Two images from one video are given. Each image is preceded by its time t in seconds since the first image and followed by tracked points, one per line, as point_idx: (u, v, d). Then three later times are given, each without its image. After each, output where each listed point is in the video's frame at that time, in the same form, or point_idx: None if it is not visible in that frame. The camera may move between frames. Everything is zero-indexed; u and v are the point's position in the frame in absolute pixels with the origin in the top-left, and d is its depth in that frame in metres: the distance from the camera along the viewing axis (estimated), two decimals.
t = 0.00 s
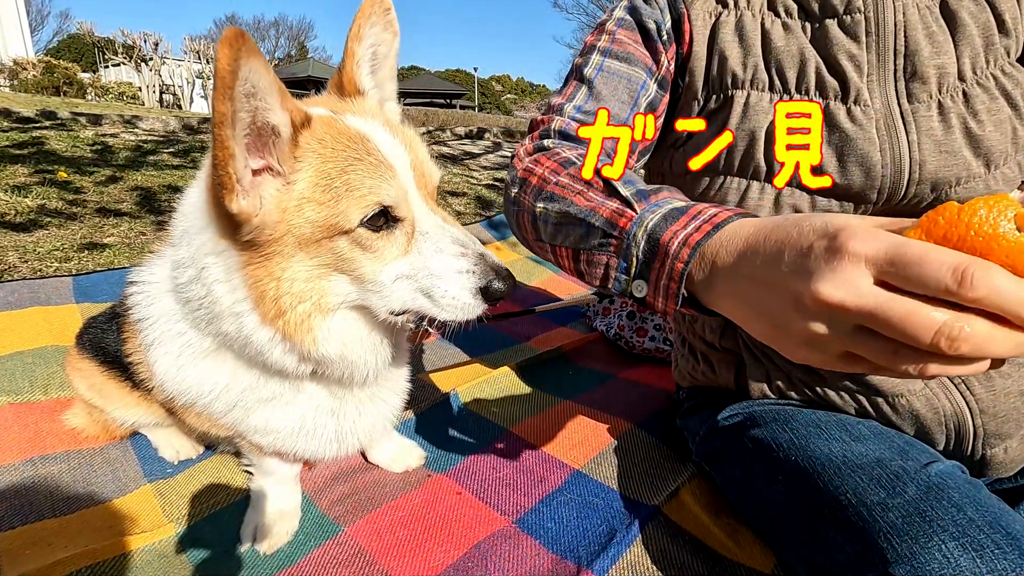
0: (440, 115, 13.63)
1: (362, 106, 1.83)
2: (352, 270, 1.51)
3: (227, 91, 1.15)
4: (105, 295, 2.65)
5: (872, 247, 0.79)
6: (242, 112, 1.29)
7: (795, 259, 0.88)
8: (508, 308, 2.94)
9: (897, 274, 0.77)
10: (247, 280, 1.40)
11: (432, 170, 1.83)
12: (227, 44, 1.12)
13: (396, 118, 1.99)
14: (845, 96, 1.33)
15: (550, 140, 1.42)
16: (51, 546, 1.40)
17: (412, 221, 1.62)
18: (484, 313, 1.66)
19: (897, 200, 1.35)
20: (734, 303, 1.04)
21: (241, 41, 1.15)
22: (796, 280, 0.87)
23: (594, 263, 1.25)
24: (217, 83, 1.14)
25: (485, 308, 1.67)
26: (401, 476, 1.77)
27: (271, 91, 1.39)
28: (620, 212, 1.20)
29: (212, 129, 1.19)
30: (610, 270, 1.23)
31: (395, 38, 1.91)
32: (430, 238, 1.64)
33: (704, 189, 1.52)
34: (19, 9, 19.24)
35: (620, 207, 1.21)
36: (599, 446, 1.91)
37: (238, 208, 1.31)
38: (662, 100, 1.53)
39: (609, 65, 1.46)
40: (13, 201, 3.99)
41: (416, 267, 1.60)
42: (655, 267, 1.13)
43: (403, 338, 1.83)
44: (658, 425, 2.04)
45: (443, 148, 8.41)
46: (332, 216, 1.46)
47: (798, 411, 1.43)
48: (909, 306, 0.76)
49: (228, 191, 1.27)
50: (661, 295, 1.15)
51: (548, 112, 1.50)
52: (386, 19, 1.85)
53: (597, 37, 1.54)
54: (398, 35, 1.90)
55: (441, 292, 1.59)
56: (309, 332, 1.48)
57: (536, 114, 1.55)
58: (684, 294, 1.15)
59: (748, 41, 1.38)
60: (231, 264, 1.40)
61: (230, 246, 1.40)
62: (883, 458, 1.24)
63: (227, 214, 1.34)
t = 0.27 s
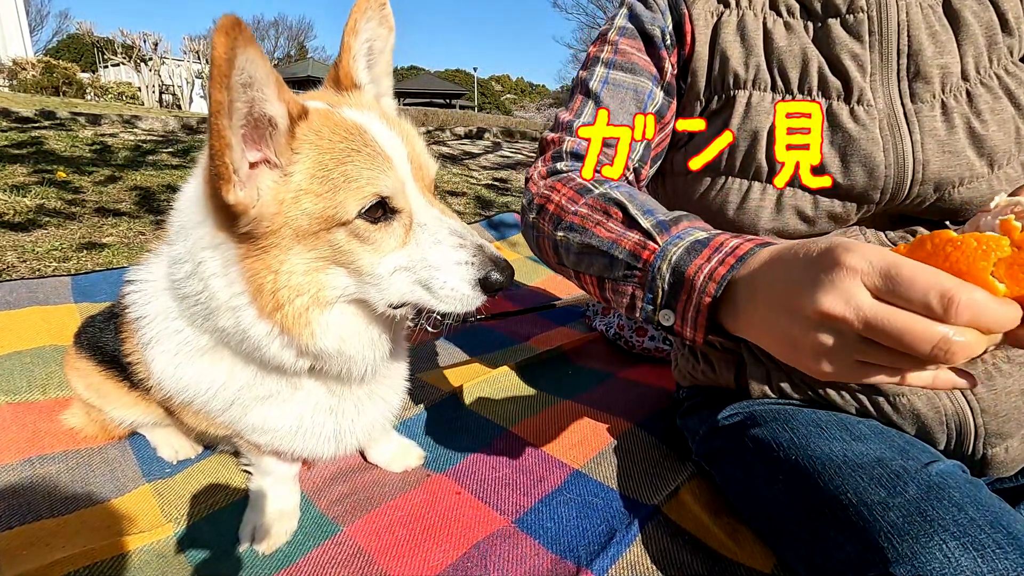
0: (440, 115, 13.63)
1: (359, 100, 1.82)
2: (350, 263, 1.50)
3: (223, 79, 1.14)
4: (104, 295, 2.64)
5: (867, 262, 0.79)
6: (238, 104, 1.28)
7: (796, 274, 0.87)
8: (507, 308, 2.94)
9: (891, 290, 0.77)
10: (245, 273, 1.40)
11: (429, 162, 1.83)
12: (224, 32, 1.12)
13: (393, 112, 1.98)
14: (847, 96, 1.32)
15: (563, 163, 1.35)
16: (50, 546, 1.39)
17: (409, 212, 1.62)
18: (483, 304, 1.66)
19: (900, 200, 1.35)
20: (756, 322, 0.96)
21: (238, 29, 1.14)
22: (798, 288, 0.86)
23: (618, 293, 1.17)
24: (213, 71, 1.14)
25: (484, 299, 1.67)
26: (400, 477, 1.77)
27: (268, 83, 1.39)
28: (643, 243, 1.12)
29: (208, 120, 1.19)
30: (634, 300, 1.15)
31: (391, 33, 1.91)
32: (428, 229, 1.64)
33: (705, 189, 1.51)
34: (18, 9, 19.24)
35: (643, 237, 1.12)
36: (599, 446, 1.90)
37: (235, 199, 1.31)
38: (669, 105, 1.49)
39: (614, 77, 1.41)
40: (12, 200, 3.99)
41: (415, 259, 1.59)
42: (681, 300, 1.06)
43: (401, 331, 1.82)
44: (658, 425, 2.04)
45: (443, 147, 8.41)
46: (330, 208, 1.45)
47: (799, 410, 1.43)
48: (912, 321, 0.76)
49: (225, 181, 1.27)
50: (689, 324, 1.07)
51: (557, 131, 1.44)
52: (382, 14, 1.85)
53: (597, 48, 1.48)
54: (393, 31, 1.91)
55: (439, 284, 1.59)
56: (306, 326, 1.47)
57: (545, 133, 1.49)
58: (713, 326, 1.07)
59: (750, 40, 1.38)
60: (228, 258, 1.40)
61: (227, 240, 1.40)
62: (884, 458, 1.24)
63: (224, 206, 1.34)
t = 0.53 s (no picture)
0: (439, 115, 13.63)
1: (358, 98, 1.82)
2: (350, 262, 1.50)
3: (224, 78, 1.14)
4: (103, 295, 2.64)
5: (872, 251, 0.71)
6: (238, 102, 1.28)
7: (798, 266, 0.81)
8: (507, 308, 2.94)
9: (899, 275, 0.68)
10: (245, 273, 1.40)
11: (428, 161, 1.82)
12: (225, 30, 1.11)
13: (393, 111, 1.98)
14: (846, 97, 1.32)
15: (559, 161, 1.35)
16: (48, 546, 1.39)
17: (409, 211, 1.62)
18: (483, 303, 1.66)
19: (898, 200, 1.34)
20: (745, 313, 0.92)
21: (238, 28, 1.13)
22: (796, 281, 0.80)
23: (610, 285, 1.15)
24: (213, 69, 1.13)
25: (485, 297, 1.67)
26: (399, 477, 1.77)
27: (268, 80, 1.38)
28: (633, 232, 1.10)
29: (208, 118, 1.18)
30: (625, 291, 1.13)
31: (391, 32, 1.91)
32: (428, 228, 1.64)
33: (704, 189, 1.51)
34: (17, 9, 19.23)
35: (634, 226, 1.11)
36: (598, 446, 1.90)
37: (235, 198, 1.31)
38: (668, 105, 1.49)
39: (612, 77, 1.42)
40: (11, 200, 3.99)
41: (414, 257, 1.59)
42: (669, 287, 1.03)
43: (401, 330, 1.83)
44: (657, 425, 2.04)
45: (442, 147, 8.41)
46: (329, 207, 1.45)
47: (798, 410, 1.43)
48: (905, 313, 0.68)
49: (225, 179, 1.27)
50: (678, 312, 1.04)
51: (555, 132, 1.44)
52: (381, 13, 1.85)
53: (596, 49, 1.49)
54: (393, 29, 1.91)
55: (439, 283, 1.59)
56: (306, 325, 1.47)
57: (543, 135, 1.48)
58: (702, 313, 1.03)
59: (749, 40, 1.38)
60: (228, 256, 1.40)
61: (227, 238, 1.40)
62: (883, 458, 1.24)
63: (224, 204, 1.34)
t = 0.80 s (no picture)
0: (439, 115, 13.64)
1: (356, 99, 1.83)
2: (347, 263, 1.51)
3: (218, 80, 1.14)
4: (104, 296, 2.65)
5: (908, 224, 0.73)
6: (234, 104, 1.29)
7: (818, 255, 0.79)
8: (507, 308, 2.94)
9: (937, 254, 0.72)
10: (243, 274, 1.40)
11: (425, 163, 1.82)
12: (218, 33, 1.12)
13: (391, 112, 1.98)
14: (846, 98, 1.33)
15: (565, 159, 1.35)
16: (49, 547, 1.39)
17: (405, 212, 1.62)
18: (479, 305, 1.66)
19: (899, 201, 1.34)
20: (755, 304, 0.90)
21: (232, 30, 1.14)
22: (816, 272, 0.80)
23: (618, 279, 1.12)
24: (208, 72, 1.13)
25: (482, 299, 1.67)
26: (400, 477, 1.77)
27: (263, 82, 1.37)
28: (645, 224, 1.08)
29: (204, 120, 1.19)
30: (633, 284, 1.11)
31: (389, 32, 1.92)
32: (424, 229, 1.64)
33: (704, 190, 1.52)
34: (18, 9, 19.24)
35: (646, 220, 1.09)
36: (598, 447, 1.91)
37: (230, 199, 1.31)
38: (671, 104, 1.49)
39: (615, 76, 1.41)
40: (12, 200, 3.99)
41: (411, 259, 1.59)
42: (681, 278, 1.01)
43: (400, 330, 1.83)
44: (656, 425, 2.04)
45: (442, 147, 8.42)
46: (326, 208, 1.46)
47: (797, 411, 1.43)
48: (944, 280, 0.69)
49: (220, 181, 1.27)
50: (688, 304, 1.02)
51: (559, 129, 1.44)
52: (380, 13, 1.86)
53: (598, 49, 1.49)
54: (390, 29, 1.92)
55: (435, 284, 1.60)
56: (304, 326, 1.47)
57: (548, 133, 1.48)
58: (713, 308, 1.00)
59: (749, 42, 1.38)
60: (226, 258, 1.40)
61: (223, 240, 1.40)
62: (882, 459, 1.24)
63: (219, 206, 1.34)
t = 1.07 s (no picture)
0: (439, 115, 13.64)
1: (356, 100, 1.83)
2: (348, 263, 1.51)
3: (219, 82, 1.14)
4: (104, 296, 2.65)
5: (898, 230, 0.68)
6: (235, 105, 1.29)
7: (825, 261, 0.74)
8: (507, 309, 2.94)
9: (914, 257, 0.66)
10: (243, 274, 1.40)
11: (426, 164, 1.82)
12: (219, 34, 1.12)
13: (391, 113, 1.98)
14: (846, 99, 1.33)
15: (574, 163, 1.32)
16: (49, 548, 1.39)
17: (406, 213, 1.62)
18: (480, 305, 1.66)
19: (898, 202, 1.34)
20: (768, 319, 0.84)
21: (232, 32, 1.14)
22: (808, 274, 0.76)
23: (633, 293, 1.07)
24: (208, 74, 1.12)
25: (482, 299, 1.67)
26: (400, 478, 1.77)
27: (265, 84, 1.37)
28: (660, 238, 1.02)
29: (204, 122, 1.18)
30: (650, 297, 1.05)
31: (388, 33, 1.92)
32: (425, 230, 1.64)
33: (704, 190, 1.52)
34: (18, 9, 19.25)
35: (661, 232, 1.03)
36: (598, 447, 1.91)
37: (231, 201, 1.31)
38: (676, 104, 1.50)
39: (620, 76, 1.40)
40: (12, 200, 4.00)
41: (412, 259, 1.59)
42: (700, 295, 0.94)
43: (401, 331, 1.83)
44: (656, 425, 2.04)
45: (442, 147, 8.42)
46: (327, 210, 1.46)
47: (797, 412, 1.43)
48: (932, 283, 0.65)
49: (220, 182, 1.27)
50: (707, 322, 0.95)
51: (565, 132, 1.42)
52: (379, 14, 1.86)
53: (602, 50, 1.47)
54: (390, 31, 1.91)
55: (436, 284, 1.60)
56: (304, 326, 1.47)
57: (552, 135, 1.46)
58: (733, 326, 0.93)
59: (750, 42, 1.38)
60: (227, 258, 1.40)
61: (225, 240, 1.40)
62: (882, 460, 1.24)
63: (221, 208, 1.34)
